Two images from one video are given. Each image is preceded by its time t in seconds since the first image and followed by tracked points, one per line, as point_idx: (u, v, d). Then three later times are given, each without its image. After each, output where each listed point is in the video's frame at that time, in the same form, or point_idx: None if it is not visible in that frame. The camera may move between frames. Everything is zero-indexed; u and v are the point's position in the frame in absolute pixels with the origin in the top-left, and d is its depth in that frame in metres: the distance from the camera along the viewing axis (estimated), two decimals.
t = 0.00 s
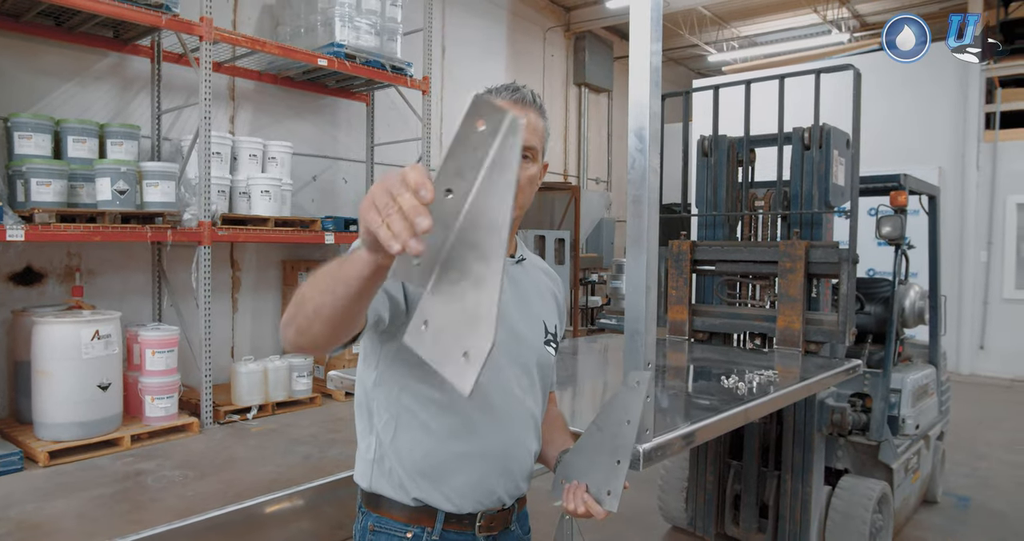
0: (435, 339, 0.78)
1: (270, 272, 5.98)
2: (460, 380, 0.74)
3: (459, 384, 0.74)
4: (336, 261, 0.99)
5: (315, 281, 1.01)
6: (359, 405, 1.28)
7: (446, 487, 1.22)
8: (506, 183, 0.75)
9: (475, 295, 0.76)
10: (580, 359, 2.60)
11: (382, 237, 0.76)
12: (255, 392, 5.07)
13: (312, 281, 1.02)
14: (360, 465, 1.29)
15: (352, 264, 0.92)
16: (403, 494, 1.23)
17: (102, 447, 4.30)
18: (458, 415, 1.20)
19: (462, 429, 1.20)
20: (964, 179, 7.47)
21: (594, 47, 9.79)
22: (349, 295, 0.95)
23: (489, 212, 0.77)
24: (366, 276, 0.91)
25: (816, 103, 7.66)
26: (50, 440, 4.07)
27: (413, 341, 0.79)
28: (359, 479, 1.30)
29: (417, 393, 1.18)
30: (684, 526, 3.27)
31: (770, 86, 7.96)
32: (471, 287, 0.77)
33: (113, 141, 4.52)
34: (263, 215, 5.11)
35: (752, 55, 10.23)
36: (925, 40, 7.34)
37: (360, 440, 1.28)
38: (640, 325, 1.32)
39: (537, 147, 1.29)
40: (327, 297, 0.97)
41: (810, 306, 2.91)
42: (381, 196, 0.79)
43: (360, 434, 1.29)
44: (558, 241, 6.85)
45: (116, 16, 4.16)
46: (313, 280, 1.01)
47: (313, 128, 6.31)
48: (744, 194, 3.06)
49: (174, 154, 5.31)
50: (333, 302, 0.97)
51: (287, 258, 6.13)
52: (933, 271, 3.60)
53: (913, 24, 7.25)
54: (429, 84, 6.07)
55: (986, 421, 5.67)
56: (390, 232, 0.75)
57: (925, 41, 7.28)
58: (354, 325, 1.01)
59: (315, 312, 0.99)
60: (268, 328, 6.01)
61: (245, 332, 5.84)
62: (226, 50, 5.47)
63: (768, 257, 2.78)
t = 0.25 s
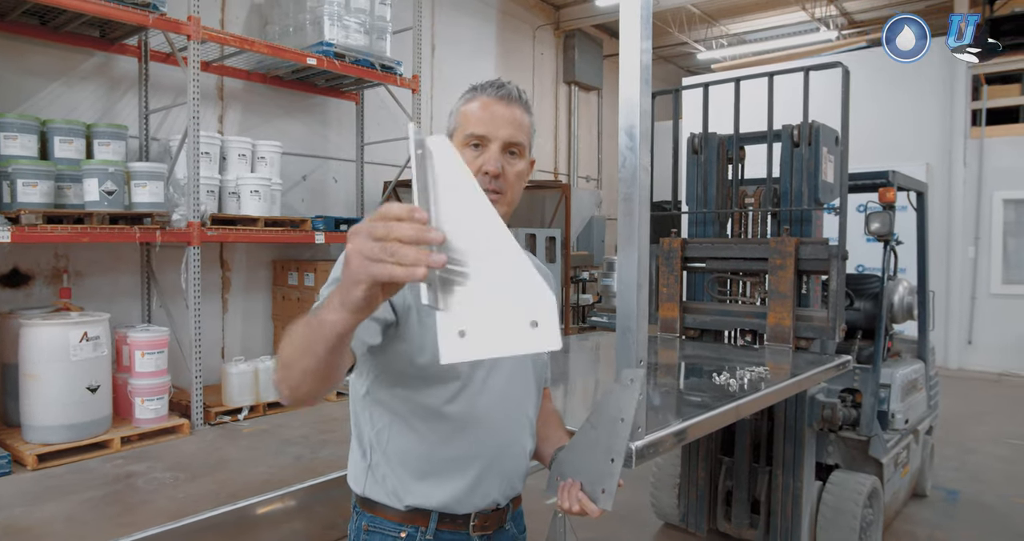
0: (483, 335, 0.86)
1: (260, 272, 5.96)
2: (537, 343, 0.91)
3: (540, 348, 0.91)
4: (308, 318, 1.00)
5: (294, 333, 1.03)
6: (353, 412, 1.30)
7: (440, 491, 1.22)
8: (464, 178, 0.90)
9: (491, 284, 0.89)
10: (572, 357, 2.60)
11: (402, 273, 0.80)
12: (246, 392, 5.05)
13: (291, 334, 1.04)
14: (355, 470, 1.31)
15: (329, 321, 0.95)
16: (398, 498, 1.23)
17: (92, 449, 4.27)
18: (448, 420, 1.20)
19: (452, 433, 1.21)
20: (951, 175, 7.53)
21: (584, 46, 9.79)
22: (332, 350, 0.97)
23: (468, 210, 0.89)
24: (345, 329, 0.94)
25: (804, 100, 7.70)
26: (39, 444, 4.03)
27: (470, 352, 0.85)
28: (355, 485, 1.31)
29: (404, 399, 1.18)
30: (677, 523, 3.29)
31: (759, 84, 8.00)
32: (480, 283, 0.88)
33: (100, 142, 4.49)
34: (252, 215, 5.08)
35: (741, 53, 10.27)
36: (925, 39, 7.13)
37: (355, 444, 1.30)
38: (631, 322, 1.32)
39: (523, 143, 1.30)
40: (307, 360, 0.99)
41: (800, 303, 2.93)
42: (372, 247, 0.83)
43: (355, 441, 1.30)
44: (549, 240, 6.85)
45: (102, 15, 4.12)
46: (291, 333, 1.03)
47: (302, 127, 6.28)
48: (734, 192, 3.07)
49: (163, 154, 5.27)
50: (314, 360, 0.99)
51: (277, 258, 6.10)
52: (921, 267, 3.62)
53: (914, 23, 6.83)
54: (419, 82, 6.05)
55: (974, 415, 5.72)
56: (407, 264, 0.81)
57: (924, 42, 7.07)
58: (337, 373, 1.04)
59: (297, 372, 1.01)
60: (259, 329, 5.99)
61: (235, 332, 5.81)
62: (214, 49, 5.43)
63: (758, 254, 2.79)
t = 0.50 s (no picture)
0: (494, 329, 0.85)
1: (248, 270, 5.92)
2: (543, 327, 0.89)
3: (553, 328, 0.89)
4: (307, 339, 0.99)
5: (293, 352, 1.03)
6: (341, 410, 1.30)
7: (431, 488, 1.22)
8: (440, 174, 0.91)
9: (493, 276, 0.87)
10: (562, 352, 2.60)
11: (416, 284, 0.80)
12: (235, 391, 5.02)
13: (290, 354, 1.03)
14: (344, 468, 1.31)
15: (326, 340, 0.94)
16: (390, 496, 1.23)
17: (79, 450, 4.23)
18: (439, 416, 1.20)
19: (442, 429, 1.20)
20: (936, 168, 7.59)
21: (571, 40, 9.78)
22: (335, 369, 0.96)
23: (451, 206, 0.88)
24: (345, 349, 0.93)
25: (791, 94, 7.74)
26: (25, 445, 3.99)
27: (489, 346, 0.84)
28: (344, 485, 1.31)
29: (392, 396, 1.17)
30: (667, 516, 3.30)
31: (746, 78, 8.03)
32: (483, 278, 0.87)
33: (84, 139, 4.44)
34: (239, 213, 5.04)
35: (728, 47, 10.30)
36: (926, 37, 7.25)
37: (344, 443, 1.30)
38: (620, 317, 1.32)
39: (504, 137, 1.29)
40: (310, 381, 0.99)
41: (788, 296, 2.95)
42: (381, 265, 0.82)
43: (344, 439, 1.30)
44: (538, 235, 6.85)
45: (84, 12, 4.07)
46: (289, 354, 1.03)
47: (289, 124, 6.24)
48: (721, 185, 3.08)
49: (148, 152, 5.22)
50: (317, 380, 0.98)
51: (265, 256, 6.07)
52: (907, 258, 3.64)
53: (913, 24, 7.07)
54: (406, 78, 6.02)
55: (960, 406, 5.78)
56: (419, 275, 0.80)
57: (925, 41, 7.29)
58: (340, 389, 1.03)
59: (302, 394, 1.01)
60: (247, 326, 5.95)
61: (223, 331, 5.78)
62: (200, 46, 5.39)
63: (746, 248, 2.80)
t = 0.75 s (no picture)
0: (471, 316, 0.84)
1: (233, 265, 5.87)
2: (522, 313, 0.88)
3: (530, 314, 0.88)
4: (284, 330, 0.99)
5: (271, 343, 1.02)
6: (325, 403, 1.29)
7: (417, 480, 1.22)
8: (412, 162, 0.92)
9: (469, 264, 0.86)
10: (550, 342, 2.60)
11: (389, 272, 0.79)
12: (222, 387, 4.99)
13: (268, 345, 1.02)
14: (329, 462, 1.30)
15: (303, 331, 0.93)
16: (376, 489, 1.22)
17: (64, 449, 4.19)
18: (423, 408, 1.19)
19: (427, 421, 1.20)
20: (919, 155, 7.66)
21: (556, 31, 9.75)
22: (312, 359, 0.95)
23: (424, 195, 0.89)
24: (323, 338, 0.92)
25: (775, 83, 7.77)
26: (8, 444, 3.95)
27: (466, 331, 0.83)
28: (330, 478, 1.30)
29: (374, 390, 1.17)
30: (655, 504, 3.32)
31: (730, 67, 8.04)
32: (459, 267, 0.86)
33: (62, 134, 4.37)
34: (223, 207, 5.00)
35: (712, 36, 10.31)
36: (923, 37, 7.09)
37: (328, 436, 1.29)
38: (605, 306, 1.32)
39: (484, 127, 1.28)
40: (287, 372, 0.98)
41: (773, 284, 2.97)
42: (354, 254, 0.81)
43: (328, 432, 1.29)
44: (524, 226, 6.84)
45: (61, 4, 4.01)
46: (267, 345, 1.02)
47: (272, 117, 6.18)
48: (706, 174, 3.08)
49: (129, 147, 5.16)
50: (296, 371, 0.97)
51: (251, 251, 6.02)
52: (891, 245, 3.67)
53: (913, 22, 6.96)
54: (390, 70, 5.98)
55: (943, 390, 5.85)
56: (392, 263, 0.80)
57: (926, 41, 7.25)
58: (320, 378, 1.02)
59: (282, 386, 1.00)
60: (233, 322, 5.91)
61: (209, 326, 5.74)
62: (180, 39, 5.32)
63: (731, 237, 2.81)
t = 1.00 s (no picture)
0: (450, 311, 0.84)
1: (217, 258, 5.82)
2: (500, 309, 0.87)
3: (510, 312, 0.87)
4: (269, 323, 0.97)
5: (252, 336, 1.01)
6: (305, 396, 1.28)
7: (397, 471, 1.21)
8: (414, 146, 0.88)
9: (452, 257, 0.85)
10: (536, 330, 2.60)
11: (360, 260, 0.79)
12: (208, 381, 4.96)
13: (249, 338, 1.01)
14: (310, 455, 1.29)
15: (291, 323, 0.92)
16: (357, 480, 1.22)
17: (48, 445, 4.15)
18: (403, 397, 1.18)
19: (407, 410, 1.19)
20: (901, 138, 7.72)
21: (539, 18, 9.68)
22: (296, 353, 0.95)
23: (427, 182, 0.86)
24: (310, 331, 0.92)
25: (757, 68, 7.78)
26: None
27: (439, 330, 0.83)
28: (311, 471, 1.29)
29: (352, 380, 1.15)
30: (644, 489, 3.34)
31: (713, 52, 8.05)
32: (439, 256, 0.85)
33: (38, 127, 4.29)
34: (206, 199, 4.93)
35: (695, 22, 10.29)
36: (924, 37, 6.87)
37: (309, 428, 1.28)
38: (589, 291, 1.31)
39: (460, 111, 1.27)
40: (268, 367, 0.97)
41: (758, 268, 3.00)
42: (329, 241, 0.81)
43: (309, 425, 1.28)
44: (510, 214, 6.81)
45: None
46: (249, 338, 1.01)
47: (253, 107, 6.10)
48: (691, 158, 3.09)
49: (108, 139, 5.08)
50: (280, 366, 0.96)
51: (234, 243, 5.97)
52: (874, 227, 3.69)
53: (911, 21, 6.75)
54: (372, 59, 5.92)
55: (926, 371, 5.93)
56: (363, 251, 0.79)
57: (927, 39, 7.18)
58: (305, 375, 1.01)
59: (264, 380, 0.98)
60: (218, 315, 5.87)
61: (194, 320, 5.68)
62: (158, 29, 5.23)
63: (716, 221, 2.82)
